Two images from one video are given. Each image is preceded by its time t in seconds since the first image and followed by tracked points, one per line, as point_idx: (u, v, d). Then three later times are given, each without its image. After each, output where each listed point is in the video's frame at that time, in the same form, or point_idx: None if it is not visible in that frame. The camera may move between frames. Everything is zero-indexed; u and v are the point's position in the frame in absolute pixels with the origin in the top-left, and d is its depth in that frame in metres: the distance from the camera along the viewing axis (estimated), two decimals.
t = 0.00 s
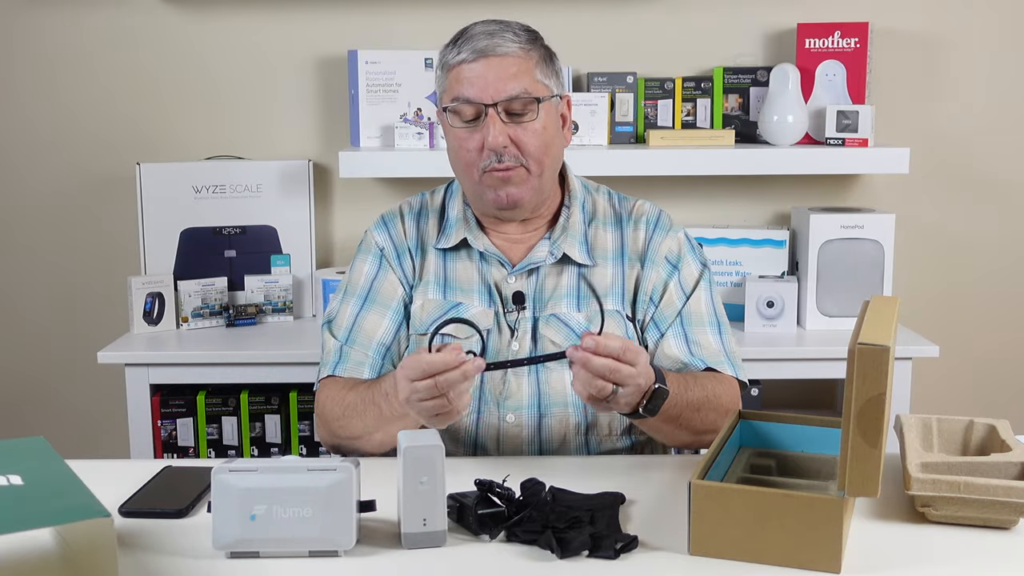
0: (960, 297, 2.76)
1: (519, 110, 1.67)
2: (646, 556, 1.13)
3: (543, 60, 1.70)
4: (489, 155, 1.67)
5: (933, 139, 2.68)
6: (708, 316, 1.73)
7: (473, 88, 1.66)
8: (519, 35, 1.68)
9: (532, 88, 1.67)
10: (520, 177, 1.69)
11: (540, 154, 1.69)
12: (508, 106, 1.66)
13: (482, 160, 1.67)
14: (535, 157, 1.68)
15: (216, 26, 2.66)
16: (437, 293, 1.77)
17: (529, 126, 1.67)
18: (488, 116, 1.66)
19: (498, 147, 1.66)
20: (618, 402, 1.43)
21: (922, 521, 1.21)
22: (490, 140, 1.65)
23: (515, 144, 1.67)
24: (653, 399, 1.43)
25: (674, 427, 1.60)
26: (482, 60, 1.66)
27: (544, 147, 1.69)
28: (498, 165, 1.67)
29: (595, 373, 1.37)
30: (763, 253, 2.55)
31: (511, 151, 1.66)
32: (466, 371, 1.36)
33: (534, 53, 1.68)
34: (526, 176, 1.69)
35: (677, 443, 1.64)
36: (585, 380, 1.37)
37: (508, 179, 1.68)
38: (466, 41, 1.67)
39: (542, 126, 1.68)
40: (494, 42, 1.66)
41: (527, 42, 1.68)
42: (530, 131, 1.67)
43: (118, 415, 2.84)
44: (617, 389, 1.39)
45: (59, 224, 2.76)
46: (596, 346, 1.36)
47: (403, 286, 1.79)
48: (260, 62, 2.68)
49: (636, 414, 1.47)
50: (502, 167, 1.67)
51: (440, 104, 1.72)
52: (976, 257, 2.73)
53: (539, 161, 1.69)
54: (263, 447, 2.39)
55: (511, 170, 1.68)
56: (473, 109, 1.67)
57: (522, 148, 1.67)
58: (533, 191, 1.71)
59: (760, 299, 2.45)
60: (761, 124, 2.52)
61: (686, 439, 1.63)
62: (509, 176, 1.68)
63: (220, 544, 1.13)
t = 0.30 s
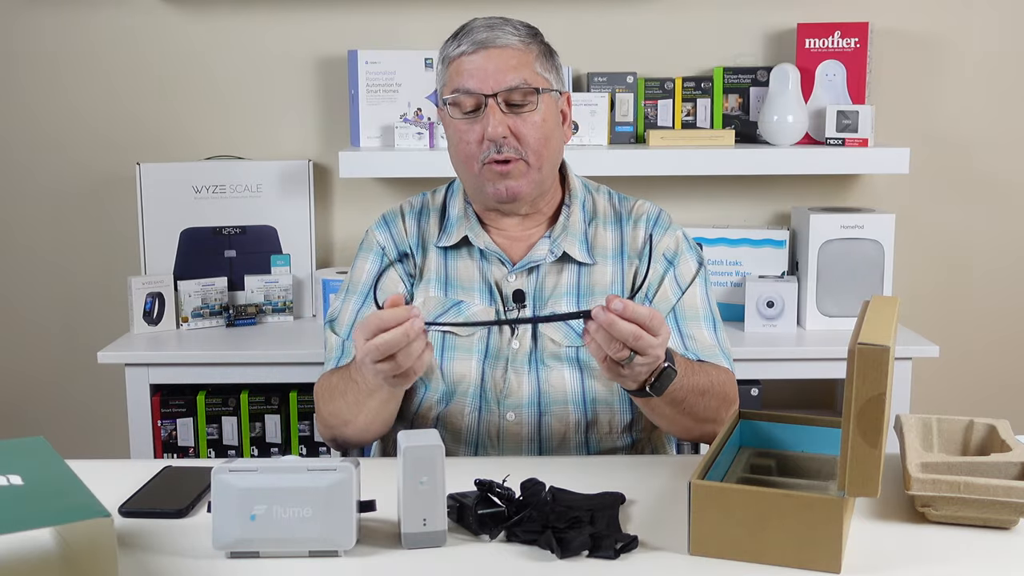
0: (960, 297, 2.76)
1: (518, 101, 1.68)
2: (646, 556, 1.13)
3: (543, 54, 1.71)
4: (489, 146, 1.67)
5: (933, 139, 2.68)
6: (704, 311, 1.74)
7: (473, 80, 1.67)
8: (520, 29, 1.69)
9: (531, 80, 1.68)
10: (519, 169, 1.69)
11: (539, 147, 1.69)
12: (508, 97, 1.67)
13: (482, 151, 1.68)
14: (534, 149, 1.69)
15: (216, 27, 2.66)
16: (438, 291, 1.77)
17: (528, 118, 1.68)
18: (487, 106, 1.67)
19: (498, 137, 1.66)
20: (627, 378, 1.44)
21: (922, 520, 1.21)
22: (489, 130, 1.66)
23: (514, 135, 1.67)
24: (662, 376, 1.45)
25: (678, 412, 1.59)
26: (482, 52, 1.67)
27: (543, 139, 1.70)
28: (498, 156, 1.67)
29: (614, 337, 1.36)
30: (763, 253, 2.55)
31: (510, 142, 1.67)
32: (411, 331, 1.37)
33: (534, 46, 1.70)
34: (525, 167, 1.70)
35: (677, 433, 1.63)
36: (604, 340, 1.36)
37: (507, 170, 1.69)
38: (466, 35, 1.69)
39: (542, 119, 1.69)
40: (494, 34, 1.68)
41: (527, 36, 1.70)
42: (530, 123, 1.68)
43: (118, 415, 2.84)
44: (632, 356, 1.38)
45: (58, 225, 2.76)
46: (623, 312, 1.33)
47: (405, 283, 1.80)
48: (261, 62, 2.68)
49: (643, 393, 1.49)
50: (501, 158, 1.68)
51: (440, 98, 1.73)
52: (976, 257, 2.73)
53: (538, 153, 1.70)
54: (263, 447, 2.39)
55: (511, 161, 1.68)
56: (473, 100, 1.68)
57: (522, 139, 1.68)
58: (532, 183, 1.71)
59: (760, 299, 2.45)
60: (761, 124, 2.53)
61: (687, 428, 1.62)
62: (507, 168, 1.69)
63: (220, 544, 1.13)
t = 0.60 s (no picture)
0: (960, 297, 2.76)
1: (517, 95, 1.68)
2: (646, 556, 1.13)
3: (541, 50, 1.72)
4: (489, 139, 1.67)
5: (933, 140, 2.67)
6: (699, 304, 1.74)
7: (471, 74, 1.67)
8: (518, 26, 1.70)
9: (530, 74, 1.68)
10: (519, 164, 1.68)
11: (538, 141, 1.69)
12: (506, 92, 1.68)
13: (481, 146, 1.68)
14: (533, 143, 1.69)
15: (216, 26, 2.66)
16: (438, 289, 1.77)
17: (527, 112, 1.68)
18: (486, 100, 1.67)
19: (496, 131, 1.67)
20: (629, 353, 1.45)
21: (922, 520, 1.21)
22: (488, 124, 1.66)
23: (513, 129, 1.67)
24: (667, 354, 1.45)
25: (677, 393, 1.58)
26: (481, 47, 1.67)
27: (542, 134, 1.70)
28: (497, 150, 1.67)
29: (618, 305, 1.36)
30: (763, 253, 2.55)
31: (509, 136, 1.67)
32: (386, 276, 1.37)
33: (532, 42, 1.70)
34: (524, 162, 1.69)
35: (674, 417, 1.63)
36: (607, 307, 1.37)
37: (507, 165, 1.68)
38: (464, 30, 1.69)
39: (541, 114, 1.69)
40: (492, 29, 1.68)
41: (525, 32, 1.70)
42: (529, 117, 1.68)
43: (118, 415, 2.84)
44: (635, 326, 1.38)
45: (59, 225, 2.76)
46: (628, 280, 1.32)
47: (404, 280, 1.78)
48: (260, 62, 2.68)
49: (644, 371, 1.49)
50: (501, 152, 1.67)
51: (439, 94, 1.73)
52: (976, 258, 2.73)
53: (537, 148, 1.69)
54: (263, 447, 2.39)
55: (510, 156, 1.68)
56: (471, 95, 1.68)
57: (521, 134, 1.68)
58: (531, 178, 1.71)
59: (760, 299, 2.45)
60: (761, 124, 2.53)
61: (685, 414, 1.62)
62: (507, 162, 1.68)
63: (221, 544, 1.13)
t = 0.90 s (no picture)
0: (960, 296, 2.76)
1: (516, 98, 1.68)
2: (647, 556, 1.13)
3: (540, 52, 1.71)
4: (488, 143, 1.68)
5: (933, 140, 2.68)
6: (699, 305, 1.74)
7: (470, 77, 1.67)
8: (516, 27, 1.69)
9: (529, 77, 1.68)
10: (519, 169, 1.69)
11: (538, 144, 1.70)
12: (506, 95, 1.68)
13: (481, 149, 1.69)
14: (532, 146, 1.69)
15: (216, 27, 2.66)
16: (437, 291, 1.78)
17: (527, 115, 1.68)
18: (486, 104, 1.68)
19: (496, 135, 1.67)
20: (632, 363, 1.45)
21: (922, 520, 1.21)
22: (488, 127, 1.67)
23: (512, 133, 1.68)
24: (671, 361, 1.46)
25: (680, 401, 1.58)
26: (479, 49, 1.67)
27: (541, 137, 1.70)
28: (496, 154, 1.68)
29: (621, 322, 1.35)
30: (763, 253, 2.55)
31: (509, 140, 1.67)
32: (372, 288, 1.35)
33: (531, 44, 1.70)
34: (524, 167, 1.70)
35: (675, 422, 1.63)
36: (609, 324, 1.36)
37: (507, 171, 1.69)
38: (463, 32, 1.69)
39: (540, 116, 1.69)
40: (491, 31, 1.68)
41: (524, 34, 1.70)
42: (528, 121, 1.68)
43: (118, 414, 2.84)
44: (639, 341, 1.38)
45: (59, 225, 2.76)
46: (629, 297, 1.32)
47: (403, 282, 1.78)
48: (260, 63, 2.68)
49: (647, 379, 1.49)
50: (500, 156, 1.68)
51: (438, 95, 1.73)
52: (976, 257, 2.73)
53: (537, 151, 1.70)
54: (263, 447, 2.39)
55: (509, 159, 1.69)
56: (470, 97, 1.68)
57: (520, 137, 1.68)
58: (531, 182, 1.71)
59: (760, 299, 2.45)
60: (761, 124, 2.53)
61: (686, 419, 1.61)
62: (507, 166, 1.69)
63: (220, 544, 1.13)
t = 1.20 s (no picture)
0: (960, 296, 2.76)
1: (518, 103, 1.68)
2: (647, 556, 1.13)
3: (542, 56, 1.71)
4: (491, 149, 1.67)
5: (933, 140, 2.68)
6: (701, 309, 1.74)
7: (473, 83, 1.67)
8: (518, 31, 1.69)
9: (531, 81, 1.68)
10: (520, 172, 1.69)
11: (539, 148, 1.69)
12: (508, 100, 1.68)
13: (483, 154, 1.68)
14: (534, 151, 1.69)
15: (216, 27, 2.66)
16: (437, 294, 1.77)
17: (529, 120, 1.68)
18: (488, 109, 1.67)
19: (499, 141, 1.66)
20: (641, 352, 1.47)
21: (922, 520, 1.21)
22: (490, 134, 1.66)
23: (515, 138, 1.67)
24: (678, 354, 1.48)
25: (687, 397, 1.58)
26: (481, 54, 1.67)
27: (543, 141, 1.69)
28: (498, 158, 1.68)
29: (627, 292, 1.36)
30: (763, 253, 2.55)
31: (511, 145, 1.67)
32: (360, 263, 1.37)
33: (533, 48, 1.70)
34: (525, 170, 1.69)
35: (682, 423, 1.62)
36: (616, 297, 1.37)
37: (507, 171, 1.68)
38: (464, 37, 1.69)
39: (542, 121, 1.69)
40: (493, 36, 1.68)
41: (526, 38, 1.70)
42: (531, 126, 1.68)
43: (118, 415, 2.84)
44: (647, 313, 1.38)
45: (59, 225, 2.76)
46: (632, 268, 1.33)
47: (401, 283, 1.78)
48: (260, 62, 2.68)
49: (656, 372, 1.51)
50: (502, 161, 1.68)
51: (440, 99, 1.73)
52: (976, 257, 2.73)
53: (539, 155, 1.69)
54: (263, 447, 2.39)
55: (511, 163, 1.68)
56: (472, 103, 1.68)
57: (522, 142, 1.68)
58: (533, 185, 1.71)
59: (760, 299, 2.45)
60: (761, 124, 2.53)
61: (692, 419, 1.61)
62: (508, 169, 1.68)
63: (220, 544, 1.13)
